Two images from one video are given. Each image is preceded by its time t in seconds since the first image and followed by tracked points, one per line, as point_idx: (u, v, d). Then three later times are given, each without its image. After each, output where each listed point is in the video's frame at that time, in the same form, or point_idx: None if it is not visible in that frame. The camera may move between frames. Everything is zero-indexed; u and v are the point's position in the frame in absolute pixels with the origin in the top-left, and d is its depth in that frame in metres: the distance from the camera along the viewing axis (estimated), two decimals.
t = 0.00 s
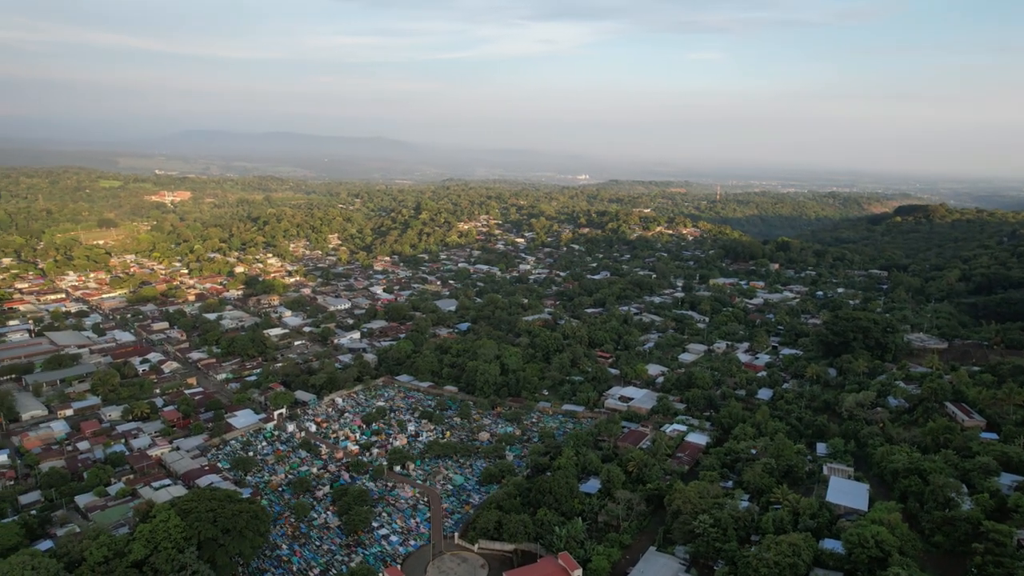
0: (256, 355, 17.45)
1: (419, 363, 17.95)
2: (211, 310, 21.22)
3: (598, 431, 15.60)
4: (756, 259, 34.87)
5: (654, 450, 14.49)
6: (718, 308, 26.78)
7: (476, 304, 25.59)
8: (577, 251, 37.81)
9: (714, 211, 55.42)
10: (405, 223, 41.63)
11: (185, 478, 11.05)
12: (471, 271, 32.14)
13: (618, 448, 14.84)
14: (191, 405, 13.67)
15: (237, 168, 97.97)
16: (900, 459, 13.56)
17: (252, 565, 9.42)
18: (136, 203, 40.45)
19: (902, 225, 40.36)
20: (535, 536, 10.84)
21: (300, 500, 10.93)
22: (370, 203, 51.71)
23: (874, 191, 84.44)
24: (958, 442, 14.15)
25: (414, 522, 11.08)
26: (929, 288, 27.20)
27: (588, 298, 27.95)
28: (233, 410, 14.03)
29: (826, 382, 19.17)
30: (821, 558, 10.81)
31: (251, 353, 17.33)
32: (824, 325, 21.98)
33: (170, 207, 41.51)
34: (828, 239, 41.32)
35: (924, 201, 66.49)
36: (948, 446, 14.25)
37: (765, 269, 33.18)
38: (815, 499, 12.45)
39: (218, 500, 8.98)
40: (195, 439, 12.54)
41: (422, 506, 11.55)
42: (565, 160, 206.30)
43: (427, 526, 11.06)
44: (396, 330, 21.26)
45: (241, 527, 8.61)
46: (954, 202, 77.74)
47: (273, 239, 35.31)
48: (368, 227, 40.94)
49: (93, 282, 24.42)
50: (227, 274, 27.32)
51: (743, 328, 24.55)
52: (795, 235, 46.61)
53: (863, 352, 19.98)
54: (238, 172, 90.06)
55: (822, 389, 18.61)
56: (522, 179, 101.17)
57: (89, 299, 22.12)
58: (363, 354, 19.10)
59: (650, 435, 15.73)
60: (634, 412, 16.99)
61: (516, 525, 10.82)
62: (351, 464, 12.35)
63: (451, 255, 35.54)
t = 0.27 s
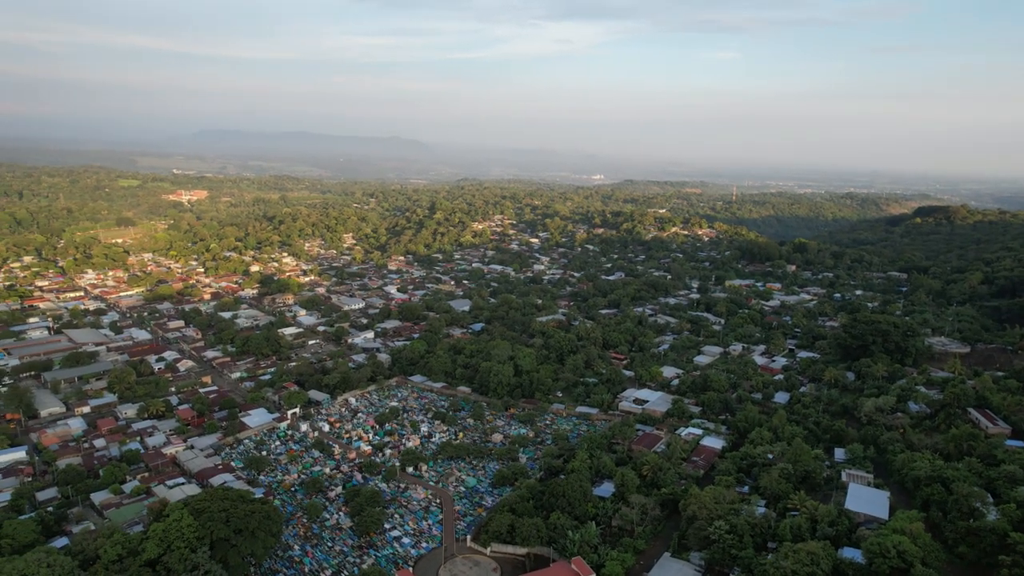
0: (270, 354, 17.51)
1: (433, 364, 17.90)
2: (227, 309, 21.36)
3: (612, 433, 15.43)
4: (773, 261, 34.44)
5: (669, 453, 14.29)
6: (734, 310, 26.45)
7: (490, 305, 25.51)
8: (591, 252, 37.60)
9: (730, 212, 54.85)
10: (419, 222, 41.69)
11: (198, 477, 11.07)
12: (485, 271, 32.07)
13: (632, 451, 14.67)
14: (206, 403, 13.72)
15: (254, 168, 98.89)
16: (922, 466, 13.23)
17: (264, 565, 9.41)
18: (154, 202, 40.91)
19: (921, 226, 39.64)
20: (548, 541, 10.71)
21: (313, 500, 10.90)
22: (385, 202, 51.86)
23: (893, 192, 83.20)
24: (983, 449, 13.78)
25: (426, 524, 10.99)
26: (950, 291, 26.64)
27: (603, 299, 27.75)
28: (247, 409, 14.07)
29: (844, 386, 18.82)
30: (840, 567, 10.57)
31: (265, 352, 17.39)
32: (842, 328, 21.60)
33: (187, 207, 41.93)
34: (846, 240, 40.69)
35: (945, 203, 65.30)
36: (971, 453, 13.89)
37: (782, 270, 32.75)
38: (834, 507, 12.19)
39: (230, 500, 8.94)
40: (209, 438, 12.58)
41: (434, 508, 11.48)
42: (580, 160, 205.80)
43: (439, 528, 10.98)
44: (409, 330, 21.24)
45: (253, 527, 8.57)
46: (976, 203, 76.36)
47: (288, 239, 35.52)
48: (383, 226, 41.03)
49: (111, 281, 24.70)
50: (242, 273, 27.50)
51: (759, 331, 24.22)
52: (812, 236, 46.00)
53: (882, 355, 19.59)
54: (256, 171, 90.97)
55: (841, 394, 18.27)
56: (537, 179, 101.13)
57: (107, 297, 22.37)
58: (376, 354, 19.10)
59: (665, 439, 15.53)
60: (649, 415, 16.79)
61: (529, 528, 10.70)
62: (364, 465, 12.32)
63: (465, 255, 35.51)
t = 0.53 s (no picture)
0: (284, 354, 17.56)
1: (446, 365, 17.84)
2: (241, 308, 21.49)
3: (626, 437, 15.26)
4: (789, 263, 34.00)
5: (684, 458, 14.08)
6: (749, 312, 26.12)
7: (503, 305, 25.42)
8: (605, 253, 37.38)
9: (746, 213, 54.28)
10: (433, 223, 41.74)
11: (211, 477, 11.10)
12: (498, 272, 32.01)
13: (646, 455, 14.49)
14: (219, 403, 13.78)
15: (270, 168, 99.76)
16: (944, 473, 12.91)
17: (276, 566, 9.39)
18: (171, 202, 41.35)
19: (942, 228, 38.91)
20: (561, 545, 10.57)
21: (325, 501, 10.88)
22: (399, 203, 52.00)
23: (913, 194, 81.93)
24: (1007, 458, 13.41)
25: (438, 527, 10.91)
26: (972, 294, 26.08)
27: (617, 300, 27.54)
28: (260, 409, 14.11)
29: (863, 391, 18.47)
30: None
31: (279, 351, 17.44)
32: (861, 332, 21.21)
33: (204, 207, 42.32)
34: (864, 242, 40.08)
35: (966, 204, 64.11)
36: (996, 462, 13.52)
37: (798, 273, 32.32)
38: (853, 514, 11.91)
39: (242, 501, 8.91)
40: (222, 438, 12.61)
41: (446, 510, 11.40)
42: (594, 161, 205.23)
43: (451, 531, 10.88)
44: (423, 331, 21.22)
45: (265, 529, 8.51)
46: (998, 205, 74.94)
47: (303, 239, 35.70)
48: (397, 227, 41.12)
49: (128, 280, 24.97)
50: (257, 272, 27.67)
51: (776, 334, 23.88)
52: (829, 238, 45.37)
53: (902, 360, 19.19)
54: (272, 171, 91.79)
55: (860, 399, 17.92)
56: (552, 180, 101.01)
57: (124, 296, 22.60)
58: (389, 354, 19.10)
59: (679, 443, 15.33)
60: (663, 418, 16.59)
61: (542, 533, 10.57)
62: (376, 466, 12.28)
63: (479, 256, 35.48)
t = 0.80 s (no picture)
0: (298, 354, 17.61)
1: (459, 366, 17.78)
2: (256, 308, 21.60)
3: (640, 441, 15.08)
4: (806, 265, 33.55)
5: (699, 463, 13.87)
6: (766, 315, 25.78)
7: (517, 307, 25.33)
8: (619, 254, 37.13)
9: (762, 214, 53.70)
10: (447, 223, 41.75)
11: (225, 477, 11.11)
12: (512, 273, 31.92)
13: (661, 460, 14.30)
14: (233, 403, 13.82)
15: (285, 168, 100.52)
16: (968, 482, 12.57)
17: (288, 568, 9.36)
18: (188, 202, 41.78)
19: (963, 230, 38.18)
20: (574, 551, 10.44)
21: (337, 502, 10.85)
22: (413, 203, 52.10)
23: (933, 195, 80.63)
24: None
25: (450, 530, 10.82)
26: (995, 298, 25.51)
27: (631, 302, 27.33)
28: (274, 408, 14.13)
29: (883, 396, 18.12)
30: None
31: (293, 351, 17.49)
32: (880, 336, 20.82)
33: (220, 206, 42.69)
34: (882, 244, 39.45)
35: (988, 206, 62.90)
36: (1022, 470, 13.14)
37: (815, 275, 31.86)
38: (873, 523, 11.63)
39: (255, 502, 8.89)
40: (236, 438, 12.64)
41: (459, 513, 11.31)
42: (609, 161, 204.52)
43: (463, 534, 10.79)
44: (436, 331, 21.19)
45: (276, 530, 8.49)
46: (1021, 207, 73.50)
47: (318, 239, 35.87)
48: (411, 227, 41.18)
49: (145, 279, 25.22)
50: (271, 272, 27.82)
51: (793, 337, 23.53)
52: (847, 240, 44.73)
53: (922, 365, 18.79)
54: (288, 171, 92.51)
55: (879, 404, 17.57)
56: (566, 180, 100.82)
57: (141, 295, 22.82)
58: (403, 355, 19.08)
59: (694, 448, 15.12)
60: (678, 422, 16.37)
61: (555, 538, 10.44)
62: (388, 467, 12.23)
63: (493, 257, 35.43)
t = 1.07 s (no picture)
0: (311, 354, 17.64)
1: (472, 367, 17.70)
2: (270, 308, 21.70)
3: (655, 445, 14.88)
4: (823, 267, 33.06)
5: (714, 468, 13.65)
6: (782, 317, 25.42)
7: (530, 308, 25.22)
8: (633, 255, 36.86)
9: (778, 216, 53.08)
10: (461, 224, 41.74)
11: (237, 477, 11.12)
12: (525, 274, 31.80)
13: (675, 464, 14.09)
14: (246, 402, 13.84)
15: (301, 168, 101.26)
16: (992, 491, 12.22)
17: (299, 570, 9.32)
18: (204, 201, 42.17)
19: (984, 232, 37.43)
20: (587, 556, 10.30)
21: (349, 504, 10.81)
22: (427, 203, 52.17)
23: (953, 197, 79.31)
24: None
25: (462, 534, 10.73)
26: (1018, 301, 24.93)
27: (646, 304, 27.10)
28: (287, 408, 14.15)
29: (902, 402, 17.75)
30: None
31: (306, 351, 17.53)
32: (900, 340, 20.43)
33: (236, 206, 43.04)
34: (900, 246, 38.79)
35: (1010, 208, 61.68)
36: None
37: (832, 277, 31.39)
38: (893, 533, 11.32)
39: (266, 503, 8.86)
40: (249, 438, 12.65)
41: (470, 516, 11.21)
42: (623, 162, 203.77)
43: (475, 538, 10.68)
44: (449, 332, 21.14)
45: (288, 532, 8.45)
46: None
47: (332, 239, 36.01)
48: (425, 227, 41.22)
49: (161, 278, 25.45)
50: (286, 272, 27.96)
51: (809, 340, 23.17)
52: (864, 243, 44.06)
53: (943, 370, 18.35)
54: (304, 171, 93.18)
55: (899, 409, 17.21)
56: (580, 181, 100.61)
57: (157, 294, 23.02)
58: (415, 355, 19.05)
59: (709, 452, 14.90)
60: (692, 426, 16.14)
61: (567, 543, 10.29)
62: (400, 469, 12.17)
63: (506, 257, 35.32)
